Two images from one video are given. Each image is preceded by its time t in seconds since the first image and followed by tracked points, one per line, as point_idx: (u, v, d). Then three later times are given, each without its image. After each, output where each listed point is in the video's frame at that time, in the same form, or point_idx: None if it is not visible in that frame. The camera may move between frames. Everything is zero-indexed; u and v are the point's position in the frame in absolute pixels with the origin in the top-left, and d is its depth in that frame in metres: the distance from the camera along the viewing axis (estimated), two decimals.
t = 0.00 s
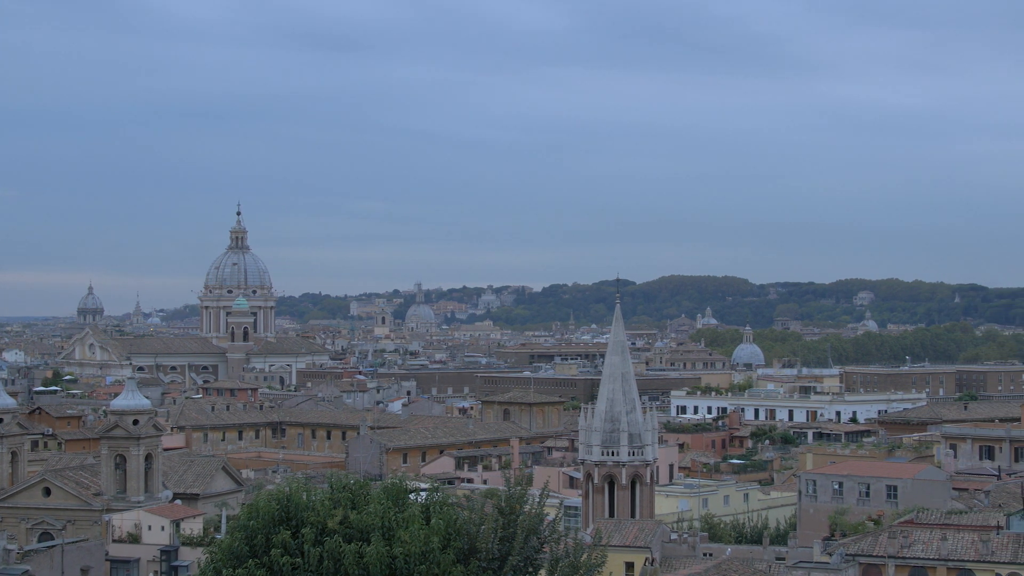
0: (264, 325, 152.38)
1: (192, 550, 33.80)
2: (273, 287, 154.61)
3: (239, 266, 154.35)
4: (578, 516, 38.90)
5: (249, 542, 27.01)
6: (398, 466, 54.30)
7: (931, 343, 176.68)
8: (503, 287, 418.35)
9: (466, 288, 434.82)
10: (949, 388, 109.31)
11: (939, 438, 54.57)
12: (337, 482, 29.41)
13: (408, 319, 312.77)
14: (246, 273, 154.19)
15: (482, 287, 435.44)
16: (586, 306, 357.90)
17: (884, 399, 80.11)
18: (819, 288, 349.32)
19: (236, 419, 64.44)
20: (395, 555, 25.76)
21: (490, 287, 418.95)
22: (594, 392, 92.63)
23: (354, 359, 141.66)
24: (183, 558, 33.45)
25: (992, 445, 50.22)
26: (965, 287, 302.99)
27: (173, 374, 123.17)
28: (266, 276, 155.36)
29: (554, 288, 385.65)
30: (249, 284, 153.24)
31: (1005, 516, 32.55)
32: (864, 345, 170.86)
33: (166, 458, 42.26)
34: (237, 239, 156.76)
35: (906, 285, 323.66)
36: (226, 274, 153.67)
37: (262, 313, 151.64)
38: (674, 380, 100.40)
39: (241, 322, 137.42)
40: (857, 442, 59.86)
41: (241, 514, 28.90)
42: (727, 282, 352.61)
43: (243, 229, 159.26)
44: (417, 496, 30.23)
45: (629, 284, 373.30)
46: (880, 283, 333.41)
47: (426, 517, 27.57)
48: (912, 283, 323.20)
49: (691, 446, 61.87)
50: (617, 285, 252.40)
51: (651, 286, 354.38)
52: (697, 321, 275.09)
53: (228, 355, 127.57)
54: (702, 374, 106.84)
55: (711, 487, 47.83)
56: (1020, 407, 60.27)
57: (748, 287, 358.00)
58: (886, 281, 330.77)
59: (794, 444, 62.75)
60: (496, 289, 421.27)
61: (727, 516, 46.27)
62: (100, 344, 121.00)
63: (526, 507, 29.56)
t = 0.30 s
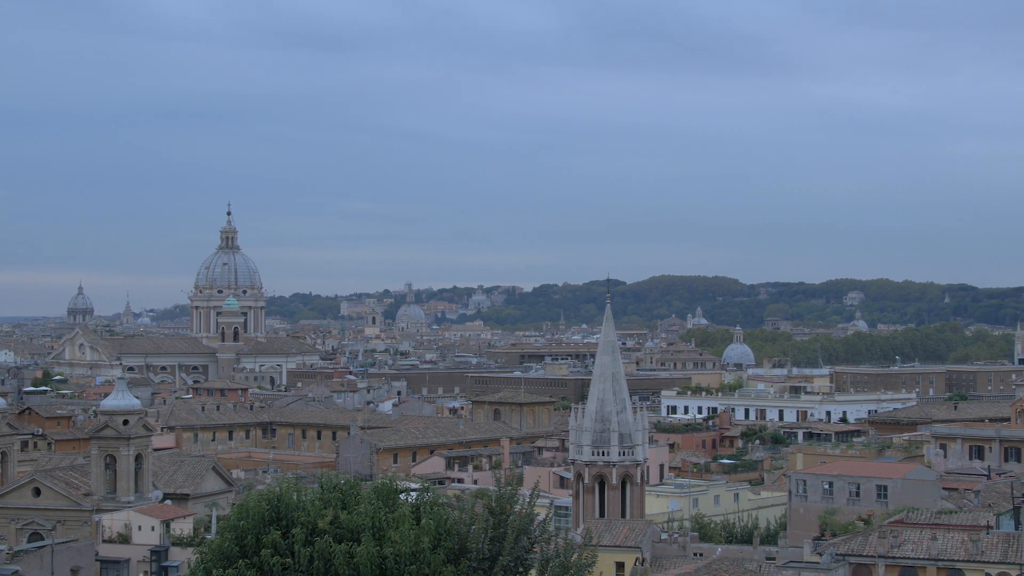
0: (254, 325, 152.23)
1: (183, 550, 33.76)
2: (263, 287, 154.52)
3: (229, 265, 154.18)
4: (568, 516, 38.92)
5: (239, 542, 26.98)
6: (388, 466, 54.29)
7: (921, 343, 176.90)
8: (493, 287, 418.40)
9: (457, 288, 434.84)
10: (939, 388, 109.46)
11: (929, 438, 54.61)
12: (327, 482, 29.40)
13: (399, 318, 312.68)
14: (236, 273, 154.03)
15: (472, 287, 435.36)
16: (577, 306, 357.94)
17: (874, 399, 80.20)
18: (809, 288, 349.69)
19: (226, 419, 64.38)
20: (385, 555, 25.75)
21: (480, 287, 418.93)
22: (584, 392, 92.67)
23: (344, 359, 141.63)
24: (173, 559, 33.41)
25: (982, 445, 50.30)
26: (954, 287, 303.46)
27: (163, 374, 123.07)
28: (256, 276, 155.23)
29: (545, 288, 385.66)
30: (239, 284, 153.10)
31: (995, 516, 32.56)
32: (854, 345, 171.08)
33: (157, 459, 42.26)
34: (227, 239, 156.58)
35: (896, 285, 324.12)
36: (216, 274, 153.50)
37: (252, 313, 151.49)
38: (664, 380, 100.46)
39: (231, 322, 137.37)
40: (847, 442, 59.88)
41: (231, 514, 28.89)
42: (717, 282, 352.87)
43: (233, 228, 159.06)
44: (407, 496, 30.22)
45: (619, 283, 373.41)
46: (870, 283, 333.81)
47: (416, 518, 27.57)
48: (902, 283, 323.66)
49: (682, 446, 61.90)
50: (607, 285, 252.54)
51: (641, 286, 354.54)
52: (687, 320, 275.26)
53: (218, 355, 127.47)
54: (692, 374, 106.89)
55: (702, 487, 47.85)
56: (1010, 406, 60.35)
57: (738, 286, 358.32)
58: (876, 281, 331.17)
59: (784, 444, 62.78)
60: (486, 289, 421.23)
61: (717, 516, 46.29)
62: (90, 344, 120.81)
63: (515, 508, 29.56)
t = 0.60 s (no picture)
0: (245, 325, 152.13)
1: (172, 551, 33.74)
2: (253, 287, 154.38)
3: (220, 265, 154.04)
4: (559, 516, 38.93)
5: (229, 542, 26.96)
6: (379, 466, 54.24)
7: (911, 343, 177.17)
8: (484, 287, 418.43)
9: (447, 288, 434.74)
10: (929, 388, 109.64)
11: (918, 438, 54.65)
12: (317, 482, 29.38)
13: (389, 318, 312.54)
14: (227, 273, 153.89)
15: (462, 287, 435.20)
16: (567, 306, 358.06)
17: (864, 399, 80.30)
18: (799, 288, 350.15)
19: (217, 419, 64.33)
20: (375, 555, 25.74)
21: (470, 287, 418.90)
22: (575, 392, 92.69)
23: (335, 359, 141.66)
24: (163, 559, 33.39)
25: (971, 445, 50.37)
26: (944, 288, 303.95)
27: (153, 374, 122.95)
28: (247, 277, 155.08)
29: (535, 288, 385.69)
30: (230, 284, 152.97)
31: (985, 516, 32.56)
32: (845, 345, 171.25)
33: (148, 459, 42.20)
34: (217, 239, 156.41)
35: (886, 286, 324.51)
36: (206, 274, 153.33)
37: (243, 313, 151.40)
38: (655, 380, 100.52)
39: (221, 322, 137.25)
40: (838, 442, 59.92)
41: (221, 514, 28.85)
42: (707, 282, 353.16)
43: (224, 229, 158.90)
44: (397, 496, 30.20)
45: (610, 284, 373.50)
46: (860, 284, 334.18)
47: (406, 518, 27.56)
48: (892, 283, 324.09)
49: (672, 446, 61.94)
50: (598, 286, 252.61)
51: (632, 286, 354.77)
52: (677, 320, 275.38)
53: (209, 356, 127.39)
54: (682, 374, 106.94)
55: (692, 487, 47.86)
56: (1000, 406, 60.43)
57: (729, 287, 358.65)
58: (866, 281, 331.61)
59: (774, 444, 62.80)
60: (477, 289, 421.22)
61: (707, 516, 46.29)
62: (79, 344, 120.65)
63: (506, 507, 29.58)
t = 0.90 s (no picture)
0: (235, 325, 151.97)
1: (163, 550, 33.72)
2: (243, 287, 154.19)
3: (210, 265, 153.87)
4: (549, 516, 38.94)
5: (219, 542, 26.92)
6: (369, 466, 54.20)
7: (901, 343, 177.33)
8: (474, 287, 418.39)
9: (438, 288, 434.72)
10: (920, 388, 109.77)
11: (909, 438, 54.66)
12: (307, 482, 29.36)
13: (380, 318, 312.43)
14: (217, 273, 153.72)
15: (453, 287, 435.12)
16: (558, 307, 358.16)
17: (855, 399, 80.36)
18: (790, 288, 350.47)
19: (207, 419, 64.23)
20: (366, 555, 25.74)
21: (461, 287, 418.89)
22: (565, 392, 92.70)
23: (325, 359, 141.65)
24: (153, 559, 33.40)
25: (961, 445, 50.37)
26: (934, 288, 304.31)
27: (143, 374, 122.78)
28: (237, 276, 154.90)
29: (525, 288, 385.70)
30: (220, 284, 152.78)
31: (975, 516, 32.58)
32: (835, 345, 171.37)
33: (138, 459, 42.18)
34: (207, 239, 156.21)
35: (876, 286, 324.84)
36: (196, 274, 153.14)
37: (233, 313, 151.27)
38: (645, 380, 100.55)
39: (211, 322, 137.14)
40: (828, 442, 59.94)
41: (211, 514, 28.83)
42: (698, 283, 353.40)
43: (214, 228, 158.72)
44: (388, 496, 30.21)
45: (600, 284, 373.60)
46: (851, 283, 334.49)
47: (397, 517, 27.54)
48: (882, 283, 324.48)
49: (662, 446, 61.96)
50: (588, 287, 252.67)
51: (622, 286, 354.83)
52: (667, 320, 275.50)
53: (199, 356, 127.30)
54: (673, 374, 106.96)
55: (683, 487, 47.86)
56: (990, 406, 60.49)
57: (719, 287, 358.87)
58: (856, 281, 331.94)
59: (764, 444, 62.82)
60: (467, 289, 421.18)
61: (697, 516, 46.32)
62: (69, 344, 120.48)
63: (496, 507, 29.57)
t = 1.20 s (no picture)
0: (225, 325, 151.86)
1: (154, 550, 33.66)
2: (234, 287, 154.01)
3: (200, 266, 153.68)
4: (540, 516, 38.96)
5: (209, 542, 26.88)
6: (360, 466, 54.18)
7: (891, 343, 177.59)
8: (465, 287, 418.49)
9: (428, 288, 434.61)
10: (909, 388, 109.90)
11: (898, 438, 54.71)
12: (297, 482, 29.35)
13: (370, 318, 312.20)
14: (207, 273, 153.53)
15: (443, 287, 434.97)
16: (548, 307, 358.31)
17: (845, 399, 80.44)
18: (780, 288, 350.82)
19: (197, 419, 64.16)
20: (356, 555, 25.73)
21: (451, 287, 418.87)
22: (555, 392, 92.70)
23: (315, 359, 141.64)
24: (144, 559, 33.36)
25: (951, 445, 50.44)
26: (924, 288, 304.72)
27: (133, 374, 122.67)
28: (227, 277, 154.74)
29: (516, 288, 385.68)
30: (210, 284, 152.61)
31: (965, 516, 32.58)
32: (825, 345, 171.56)
33: (128, 459, 42.18)
34: (198, 238, 155.99)
35: (866, 286, 325.21)
36: (187, 274, 152.96)
37: (223, 313, 151.17)
38: (636, 380, 100.59)
39: (201, 322, 137.04)
40: (818, 442, 59.95)
41: (200, 514, 28.79)
42: (688, 283, 353.64)
43: (204, 228, 158.50)
44: (378, 496, 30.19)
45: (591, 284, 373.68)
46: (841, 283, 334.81)
47: (387, 517, 27.54)
48: (872, 283, 324.85)
49: (653, 446, 61.97)
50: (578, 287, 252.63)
51: (612, 285, 354.99)
52: (658, 321, 275.58)
53: (189, 356, 127.22)
54: (663, 374, 107.01)
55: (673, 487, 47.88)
56: (980, 406, 60.57)
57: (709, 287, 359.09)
58: (847, 281, 332.33)
59: (755, 444, 62.82)
60: (457, 289, 421.04)
61: (688, 516, 46.31)
62: (59, 344, 120.30)
63: (486, 507, 29.57)
